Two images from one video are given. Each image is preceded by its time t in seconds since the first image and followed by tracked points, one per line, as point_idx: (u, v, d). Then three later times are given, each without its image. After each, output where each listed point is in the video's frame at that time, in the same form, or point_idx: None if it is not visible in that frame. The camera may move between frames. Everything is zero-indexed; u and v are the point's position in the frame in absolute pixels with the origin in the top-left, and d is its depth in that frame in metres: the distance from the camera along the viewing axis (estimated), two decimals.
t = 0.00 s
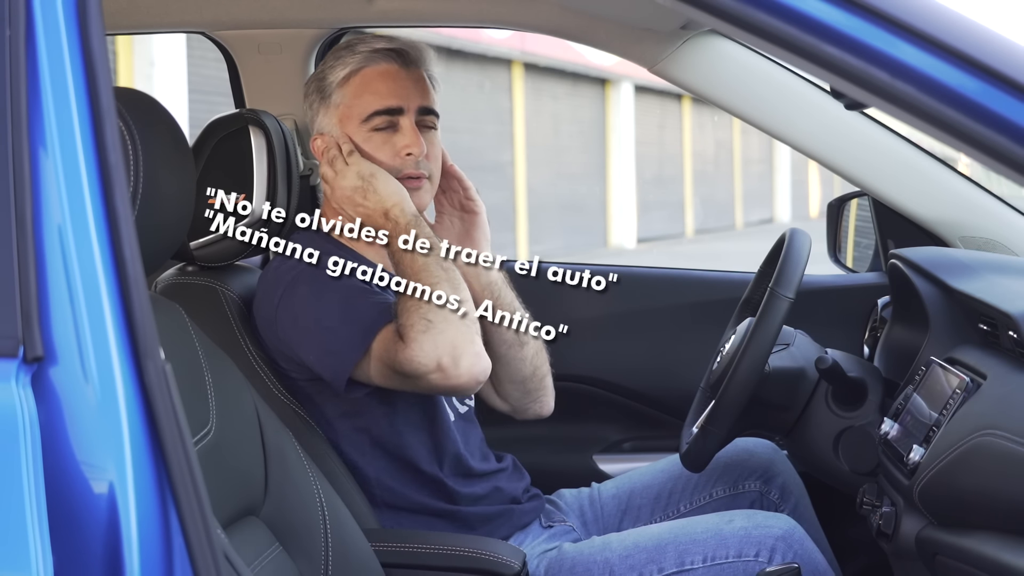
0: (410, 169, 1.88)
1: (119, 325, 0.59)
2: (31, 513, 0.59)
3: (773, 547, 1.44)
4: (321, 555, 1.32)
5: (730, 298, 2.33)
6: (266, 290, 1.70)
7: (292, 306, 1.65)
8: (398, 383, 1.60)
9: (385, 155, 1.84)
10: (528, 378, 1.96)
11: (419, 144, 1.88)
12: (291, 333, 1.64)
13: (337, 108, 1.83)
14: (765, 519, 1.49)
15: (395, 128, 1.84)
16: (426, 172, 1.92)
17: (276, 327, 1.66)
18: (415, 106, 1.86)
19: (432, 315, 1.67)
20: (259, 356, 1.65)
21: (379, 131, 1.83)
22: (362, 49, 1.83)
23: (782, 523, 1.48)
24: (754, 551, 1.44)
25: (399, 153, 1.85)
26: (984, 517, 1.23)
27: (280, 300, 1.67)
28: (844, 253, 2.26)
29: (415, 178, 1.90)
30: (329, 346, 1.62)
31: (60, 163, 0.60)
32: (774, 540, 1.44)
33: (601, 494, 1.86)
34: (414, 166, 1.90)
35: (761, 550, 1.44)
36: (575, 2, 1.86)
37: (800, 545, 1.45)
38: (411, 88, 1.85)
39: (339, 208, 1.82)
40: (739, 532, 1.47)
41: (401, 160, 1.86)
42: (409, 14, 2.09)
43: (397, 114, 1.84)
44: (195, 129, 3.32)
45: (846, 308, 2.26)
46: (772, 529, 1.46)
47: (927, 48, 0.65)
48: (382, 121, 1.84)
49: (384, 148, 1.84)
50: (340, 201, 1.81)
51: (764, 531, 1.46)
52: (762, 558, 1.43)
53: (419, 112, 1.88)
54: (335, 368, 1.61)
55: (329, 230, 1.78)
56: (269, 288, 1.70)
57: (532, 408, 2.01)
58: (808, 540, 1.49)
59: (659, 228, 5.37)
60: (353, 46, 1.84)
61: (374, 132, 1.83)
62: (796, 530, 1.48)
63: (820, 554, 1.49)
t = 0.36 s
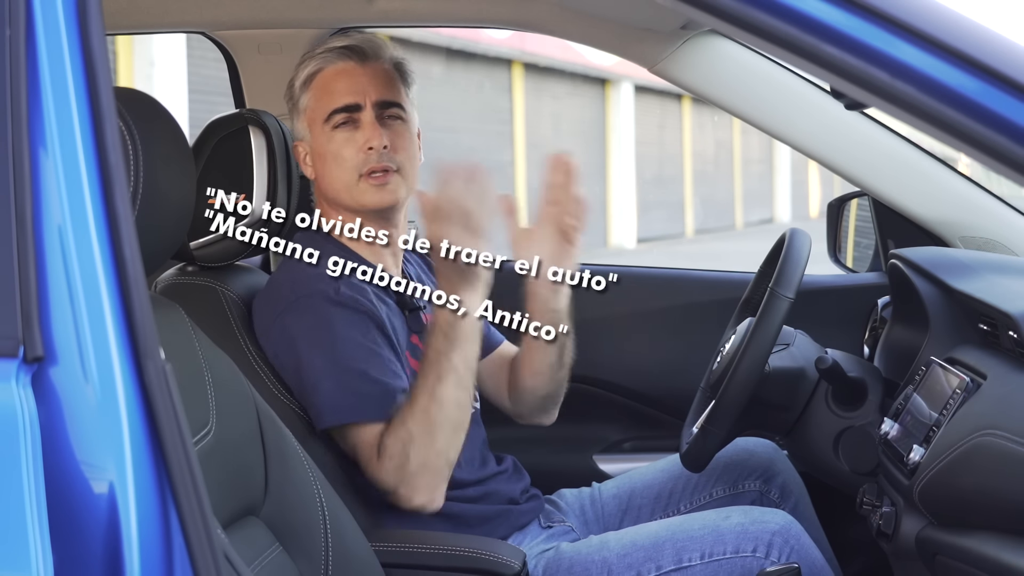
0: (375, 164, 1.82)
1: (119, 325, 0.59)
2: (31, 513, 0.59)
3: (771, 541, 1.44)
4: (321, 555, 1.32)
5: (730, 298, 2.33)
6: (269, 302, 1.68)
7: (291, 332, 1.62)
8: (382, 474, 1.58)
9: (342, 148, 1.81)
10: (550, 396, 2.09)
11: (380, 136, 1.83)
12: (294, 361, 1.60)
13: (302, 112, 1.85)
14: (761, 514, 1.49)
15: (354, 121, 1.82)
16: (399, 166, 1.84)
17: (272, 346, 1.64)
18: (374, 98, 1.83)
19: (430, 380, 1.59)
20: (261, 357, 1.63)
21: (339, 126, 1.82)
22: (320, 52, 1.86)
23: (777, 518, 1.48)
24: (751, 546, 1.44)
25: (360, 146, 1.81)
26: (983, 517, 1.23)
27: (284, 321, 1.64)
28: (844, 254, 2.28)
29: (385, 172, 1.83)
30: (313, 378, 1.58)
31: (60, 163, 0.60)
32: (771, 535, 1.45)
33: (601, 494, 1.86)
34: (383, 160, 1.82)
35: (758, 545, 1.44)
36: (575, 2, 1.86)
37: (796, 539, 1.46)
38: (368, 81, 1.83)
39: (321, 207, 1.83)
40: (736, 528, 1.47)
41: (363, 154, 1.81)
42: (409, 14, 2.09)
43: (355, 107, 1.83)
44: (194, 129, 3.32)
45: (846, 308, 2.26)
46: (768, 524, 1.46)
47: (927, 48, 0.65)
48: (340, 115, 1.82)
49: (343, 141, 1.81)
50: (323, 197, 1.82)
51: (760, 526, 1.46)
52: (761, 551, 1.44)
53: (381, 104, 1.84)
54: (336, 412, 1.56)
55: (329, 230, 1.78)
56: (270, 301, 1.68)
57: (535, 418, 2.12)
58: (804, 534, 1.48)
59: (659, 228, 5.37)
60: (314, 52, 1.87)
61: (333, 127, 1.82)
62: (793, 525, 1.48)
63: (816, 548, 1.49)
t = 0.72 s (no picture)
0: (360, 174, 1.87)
1: (119, 325, 0.59)
2: (32, 514, 0.59)
3: (767, 538, 1.44)
4: (320, 555, 1.32)
5: (730, 298, 2.33)
6: (257, 302, 1.68)
7: (274, 331, 1.63)
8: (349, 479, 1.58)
9: (327, 161, 1.85)
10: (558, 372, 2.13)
11: (364, 147, 1.85)
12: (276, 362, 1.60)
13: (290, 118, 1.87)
14: (757, 511, 1.50)
15: (339, 132, 1.85)
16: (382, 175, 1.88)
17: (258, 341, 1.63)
18: (359, 109, 1.85)
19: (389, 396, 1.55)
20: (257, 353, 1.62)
21: (324, 137, 1.85)
22: (304, 58, 1.85)
23: (774, 515, 1.48)
24: (749, 542, 1.44)
25: (345, 158, 1.85)
26: (983, 517, 1.23)
27: (267, 323, 1.64)
28: (844, 253, 2.27)
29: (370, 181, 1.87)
30: (291, 377, 1.58)
31: (60, 163, 0.60)
32: (768, 531, 1.45)
33: (601, 494, 1.86)
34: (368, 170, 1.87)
35: (755, 541, 1.44)
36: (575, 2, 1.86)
37: (793, 536, 1.45)
38: (352, 92, 1.85)
39: (316, 208, 1.84)
40: (733, 524, 1.47)
41: (348, 165, 1.86)
42: (410, 14, 2.09)
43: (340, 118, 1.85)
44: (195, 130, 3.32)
45: (846, 307, 2.26)
46: (766, 521, 1.46)
47: (927, 48, 0.65)
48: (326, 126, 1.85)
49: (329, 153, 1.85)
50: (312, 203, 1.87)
51: (757, 522, 1.46)
52: (757, 548, 1.44)
53: (365, 114, 1.86)
54: (313, 413, 1.55)
55: (329, 230, 1.80)
56: (260, 302, 1.67)
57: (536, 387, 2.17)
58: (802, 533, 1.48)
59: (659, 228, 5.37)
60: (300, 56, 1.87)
61: (319, 138, 1.85)
62: (790, 522, 1.48)
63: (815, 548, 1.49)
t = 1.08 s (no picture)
0: (388, 180, 1.81)
1: (119, 324, 0.59)
2: (31, 514, 0.59)
3: (773, 543, 1.45)
4: (321, 555, 1.32)
5: (730, 298, 2.34)
6: (278, 305, 1.65)
7: (298, 336, 1.59)
8: (358, 485, 1.51)
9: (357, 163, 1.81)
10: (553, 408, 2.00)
11: (397, 153, 1.81)
12: (303, 368, 1.56)
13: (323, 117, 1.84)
14: (763, 516, 1.50)
15: (372, 136, 1.81)
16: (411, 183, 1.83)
17: (279, 346, 1.61)
18: (394, 114, 1.82)
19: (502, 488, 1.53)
20: (262, 355, 1.62)
21: (357, 139, 1.81)
22: (344, 58, 1.82)
23: (779, 520, 1.49)
24: (754, 547, 1.45)
25: (376, 163, 1.80)
26: (983, 517, 1.23)
27: (294, 326, 1.60)
28: (844, 253, 2.26)
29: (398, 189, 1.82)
30: (317, 387, 1.55)
31: (60, 162, 0.60)
32: (774, 537, 1.45)
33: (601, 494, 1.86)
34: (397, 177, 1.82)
35: (761, 546, 1.45)
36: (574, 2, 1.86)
37: (798, 541, 1.47)
38: (390, 97, 1.82)
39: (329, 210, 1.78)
40: (738, 528, 1.47)
41: (377, 170, 1.81)
42: (410, 14, 2.09)
43: (375, 122, 1.82)
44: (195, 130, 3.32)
45: (846, 307, 2.27)
46: (771, 525, 1.47)
47: (927, 48, 0.65)
48: (360, 127, 1.81)
49: (359, 156, 1.81)
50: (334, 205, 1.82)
51: (762, 527, 1.47)
52: (762, 553, 1.44)
53: (400, 119, 1.83)
54: (337, 423, 1.52)
55: (331, 230, 1.74)
56: (280, 304, 1.65)
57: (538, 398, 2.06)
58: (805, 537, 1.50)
59: (659, 228, 5.37)
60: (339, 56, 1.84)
61: (352, 140, 1.81)
62: (795, 526, 1.49)
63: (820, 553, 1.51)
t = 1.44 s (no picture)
0: (410, 164, 1.83)
1: (119, 324, 0.59)
2: (31, 513, 0.59)
3: (773, 544, 1.44)
4: (321, 555, 1.32)
5: (730, 298, 2.34)
6: (282, 299, 1.65)
7: (302, 329, 1.59)
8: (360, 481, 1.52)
9: (376, 150, 1.82)
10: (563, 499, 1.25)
11: (417, 137, 1.85)
12: (308, 361, 1.57)
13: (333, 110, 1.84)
14: (764, 516, 1.50)
15: (390, 122, 1.83)
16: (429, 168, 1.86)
17: (281, 341, 1.62)
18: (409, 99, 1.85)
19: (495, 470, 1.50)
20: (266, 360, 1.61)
21: (374, 126, 1.82)
22: (355, 50, 1.85)
23: (780, 520, 1.49)
24: (754, 548, 1.44)
25: (395, 148, 1.82)
26: (984, 517, 1.23)
27: (299, 319, 1.60)
28: (844, 253, 2.26)
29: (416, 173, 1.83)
30: (322, 380, 1.55)
31: (60, 162, 0.60)
32: (774, 538, 1.45)
33: (602, 495, 1.87)
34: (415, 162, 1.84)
35: (761, 547, 1.44)
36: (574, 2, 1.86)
37: (798, 541, 1.46)
38: (404, 82, 1.84)
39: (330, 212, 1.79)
40: (739, 530, 1.47)
41: (397, 155, 1.82)
42: (410, 13, 2.09)
43: (390, 108, 1.84)
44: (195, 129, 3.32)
45: (846, 307, 2.27)
46: (772, 526, 1.47)
47: (927, 48, 0.65)
48: (378, 116, 1.83)
49: (377, 144, 1.82)
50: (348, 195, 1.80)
51: (763, 528, 1.46)
52: (762, 555, 1.44)
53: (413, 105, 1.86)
54: (343, 416, 1.52)
55: (330, 230, 1.72)
56: (285, 298, 1.65)
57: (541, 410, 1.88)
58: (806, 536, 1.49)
59: (659, 228, 5.37)
60: (348, 49, 1.86)
61: (368, 128, 1.82)
62: (796, 528, 1.48)
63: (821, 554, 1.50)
